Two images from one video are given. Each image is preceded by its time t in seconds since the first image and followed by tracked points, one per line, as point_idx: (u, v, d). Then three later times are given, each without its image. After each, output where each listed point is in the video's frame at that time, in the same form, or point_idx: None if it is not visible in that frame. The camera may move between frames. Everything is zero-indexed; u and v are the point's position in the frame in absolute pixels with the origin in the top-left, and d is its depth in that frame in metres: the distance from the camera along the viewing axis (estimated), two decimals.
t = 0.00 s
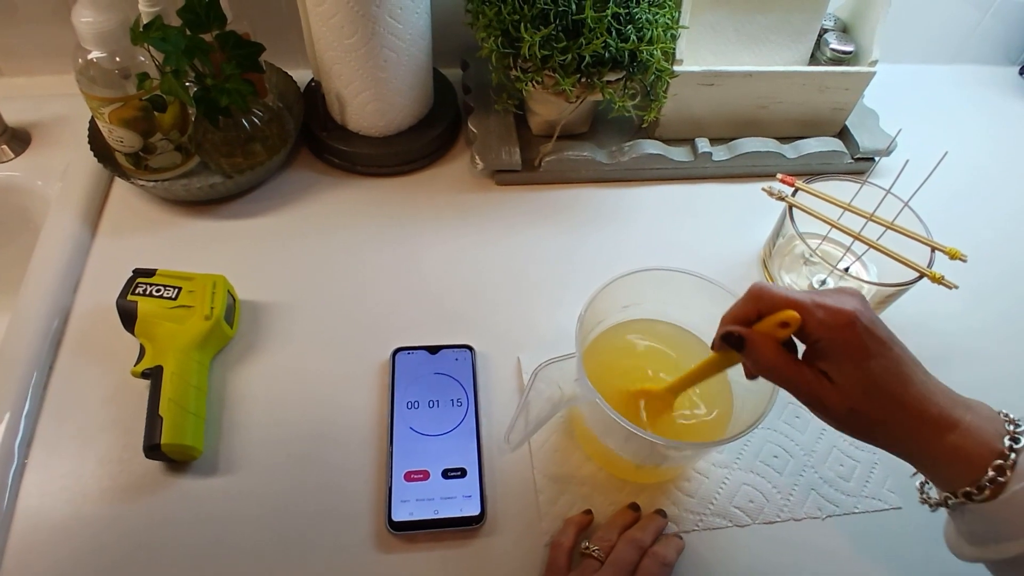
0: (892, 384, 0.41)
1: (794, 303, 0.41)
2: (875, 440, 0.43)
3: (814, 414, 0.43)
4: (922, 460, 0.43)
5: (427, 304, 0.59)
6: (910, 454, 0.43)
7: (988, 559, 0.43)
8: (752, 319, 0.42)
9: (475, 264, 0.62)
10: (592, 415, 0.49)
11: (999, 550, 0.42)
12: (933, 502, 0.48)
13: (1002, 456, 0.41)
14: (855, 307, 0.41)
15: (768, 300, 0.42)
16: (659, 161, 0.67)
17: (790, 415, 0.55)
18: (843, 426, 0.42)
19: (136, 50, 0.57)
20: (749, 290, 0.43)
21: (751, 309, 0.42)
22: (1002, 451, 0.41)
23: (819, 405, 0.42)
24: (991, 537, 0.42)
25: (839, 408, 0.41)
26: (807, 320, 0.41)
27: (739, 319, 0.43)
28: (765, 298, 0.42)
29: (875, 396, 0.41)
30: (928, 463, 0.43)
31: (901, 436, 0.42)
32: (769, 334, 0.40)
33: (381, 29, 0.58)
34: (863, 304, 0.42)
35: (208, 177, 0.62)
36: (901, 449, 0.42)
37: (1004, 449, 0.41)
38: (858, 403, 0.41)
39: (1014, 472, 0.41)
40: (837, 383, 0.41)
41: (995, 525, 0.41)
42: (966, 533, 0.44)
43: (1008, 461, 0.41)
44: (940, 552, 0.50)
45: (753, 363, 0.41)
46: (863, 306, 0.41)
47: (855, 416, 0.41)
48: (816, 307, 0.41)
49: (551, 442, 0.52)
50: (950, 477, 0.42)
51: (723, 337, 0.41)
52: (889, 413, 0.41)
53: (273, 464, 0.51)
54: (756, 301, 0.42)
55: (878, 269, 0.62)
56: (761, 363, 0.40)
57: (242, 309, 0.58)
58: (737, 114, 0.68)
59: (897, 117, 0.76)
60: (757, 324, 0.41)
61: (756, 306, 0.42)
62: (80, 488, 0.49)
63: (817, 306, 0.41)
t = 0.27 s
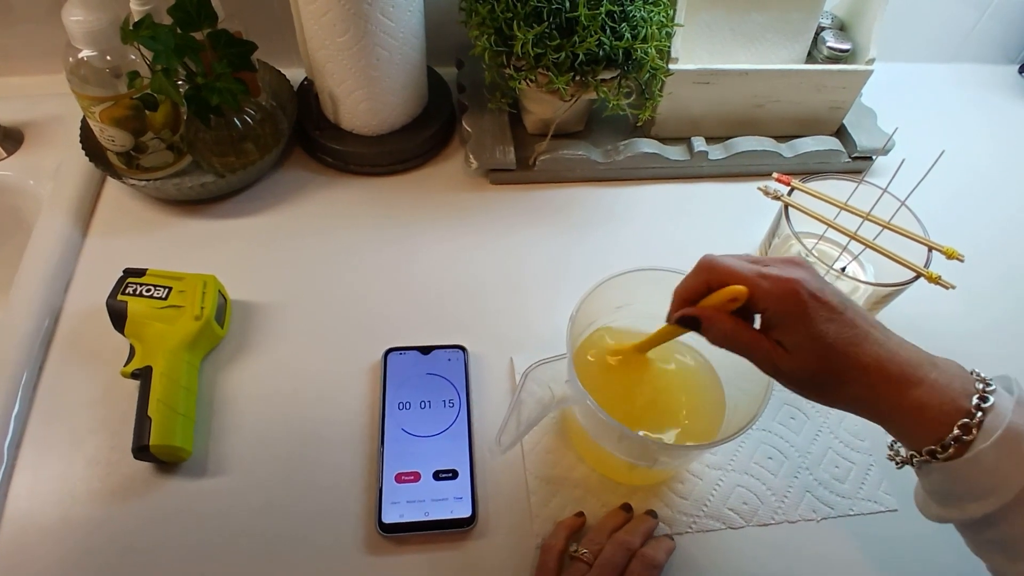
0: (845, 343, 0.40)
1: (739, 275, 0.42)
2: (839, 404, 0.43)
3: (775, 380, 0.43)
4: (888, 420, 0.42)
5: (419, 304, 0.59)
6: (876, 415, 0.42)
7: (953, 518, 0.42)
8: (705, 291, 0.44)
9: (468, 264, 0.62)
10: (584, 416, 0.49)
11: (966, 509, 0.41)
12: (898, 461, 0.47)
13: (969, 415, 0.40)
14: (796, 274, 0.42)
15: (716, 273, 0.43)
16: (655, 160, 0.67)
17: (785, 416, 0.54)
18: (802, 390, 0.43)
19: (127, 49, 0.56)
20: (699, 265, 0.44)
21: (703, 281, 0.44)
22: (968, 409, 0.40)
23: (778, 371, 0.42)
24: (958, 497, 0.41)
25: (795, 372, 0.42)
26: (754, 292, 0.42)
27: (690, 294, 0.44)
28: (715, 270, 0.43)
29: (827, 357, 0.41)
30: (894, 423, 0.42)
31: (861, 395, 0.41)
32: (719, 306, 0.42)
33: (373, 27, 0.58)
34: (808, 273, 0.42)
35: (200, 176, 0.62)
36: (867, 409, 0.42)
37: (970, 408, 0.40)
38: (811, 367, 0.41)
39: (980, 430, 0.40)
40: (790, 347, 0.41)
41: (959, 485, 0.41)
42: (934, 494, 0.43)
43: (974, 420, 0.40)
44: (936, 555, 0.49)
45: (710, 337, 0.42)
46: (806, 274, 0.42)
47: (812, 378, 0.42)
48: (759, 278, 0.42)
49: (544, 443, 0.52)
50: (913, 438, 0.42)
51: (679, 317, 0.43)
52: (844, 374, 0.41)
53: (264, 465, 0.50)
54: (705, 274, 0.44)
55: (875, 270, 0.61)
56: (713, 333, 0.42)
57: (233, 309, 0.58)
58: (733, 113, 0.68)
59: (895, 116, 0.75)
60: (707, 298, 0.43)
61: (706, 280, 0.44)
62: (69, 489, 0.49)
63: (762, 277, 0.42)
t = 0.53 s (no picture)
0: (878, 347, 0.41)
1: (739, 314, 0.41)
2: (899, 412, 0.42)
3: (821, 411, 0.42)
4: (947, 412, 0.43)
5: (415, 306, 0.59)
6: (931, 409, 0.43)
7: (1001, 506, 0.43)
8: (709, 340, 0.42)
9: (464, 265, 0.62)
10: (579, 420, 0.49)
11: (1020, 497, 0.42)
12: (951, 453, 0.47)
13: None
14: (793, 292, 0.42)
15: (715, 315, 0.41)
16: (652, 161, 0.67)
17: (781, 419, 0.54)
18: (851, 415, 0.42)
19: (122, 49, 0.56)
20: (692, 317, 0.42)
21: (704, 331, 0.42)
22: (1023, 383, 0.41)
23: (825, 400, 0.41)
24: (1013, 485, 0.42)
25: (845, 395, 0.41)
26: (766, 324, 0.41)
27: (696, 345, 0.42)
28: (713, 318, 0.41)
29: (869, 368, 0.41)
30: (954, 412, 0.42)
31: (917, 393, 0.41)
32: (743, 351, 0.40)
33: (369, 27, 0.58)
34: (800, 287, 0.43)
35: (196, 177, 0.62)
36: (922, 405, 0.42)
37: None
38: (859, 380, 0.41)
39: None
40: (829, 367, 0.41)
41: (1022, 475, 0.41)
42: (979, 480, 0.44)
43: None
44: (931, 558, 0.49)
45: (743, 389, 0.40)
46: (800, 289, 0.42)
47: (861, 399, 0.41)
48: (760, 305, 0.41)
49: (538, 446, 0.52)
50: (976, 426, 0.42)
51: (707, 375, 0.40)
52: (891, 383, 0.41)
53: (257, 467, 0.50)
54: (704, 321, 0.42)
55: (872, 272, 0.61)
56: (748, 382, 0.40)
57: (228, 310, 0.58)
58: (730, 114, 0.68)
59: (893, 117, 0.75)
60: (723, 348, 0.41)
61: (708, 328, 0.41)
62: (62, 490, 0.49)
63: (765, 304, 0.42)
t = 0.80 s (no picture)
0: (903, 223, 0.39)
1: (736, 215, 0.40)
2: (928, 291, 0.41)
3: (850, 315, 0.41)
4: (988, 278, 0.42)
5: (415, 303, 0.59)
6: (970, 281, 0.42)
7: None
8: (706, 262, 0.40)
9: (464, 263, 0.62)
10: (579, 416, 0.49)
11: None
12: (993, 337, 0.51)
13: None
14: (790, 180, 0.41)
15: (711, 238, 0.40)
16: (652, 159, 0.67)
17: (781, 417, 0.54)
18: (892, 302, 0.41)
19: (122, 47, 0.56)
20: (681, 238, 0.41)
21: (697, 252, 0.40)
22: None
23: (854, 299, 0.40)
24: None
25: (876, 283, 0.40)
26: (768, 221, 0.40)
27: (695, 266, 0.41)
28: (705, 232, 0.40)
29: (894, 249, 0.39)
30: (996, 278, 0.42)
31: (954, 265, 0.40)
32: (742, 271, 0.39)
33: (369, 25, 0.58)
34: (798, 174, 0.41)
35: (195, 175, 0.62)
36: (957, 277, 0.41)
37: None
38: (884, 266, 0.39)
39: None
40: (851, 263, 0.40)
41: None
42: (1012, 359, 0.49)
43: None
44: (933, 557, 0.49)
45: (748, 313, 0.39)
46: (798, 177, 0.41)
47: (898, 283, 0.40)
48: (760, 206, 0.40)
49: (538, 443, 0.52)
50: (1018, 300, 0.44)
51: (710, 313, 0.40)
52: (920, 259, 0.40)
53: (257, 465, 0.50)
54: (699, 246, 0.40)
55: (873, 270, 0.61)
56: (749, 305, 0.39)
57: (228, 308, 0.58)
58: (731, 112, 0.68)
59: (894, 115, 0.75)
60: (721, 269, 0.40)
61: (702, 248, 0.40)
62: (62, 489, 0.49)
63: (757, 204, 0.40)
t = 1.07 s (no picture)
0: (800, 180, 0.42)
1: (651, 181, 0.44)
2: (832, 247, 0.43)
3: (749, 265, 0.44)
4: (883, 236, 0.43)
5: (417, 303, 0.59)
6: (869, 241, 0.44)
7: (952, 331, 0.45)
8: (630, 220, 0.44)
9: (466, 263, 0.62)
10: (580, 415, 0.49)
11: (972, 317, 0.44)
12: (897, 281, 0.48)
13: (969, 207, 0.42)
14: (704, 145, 0.44)
15: (628, 194, 0.44)
16: (653, 159, 0.67)
17: (783, 418, 0.54)
18: (790, 254, 0.43)
19: (126, 48, 0.56)
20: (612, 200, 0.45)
21: (622, 212, 0.44)
22: (967, 199, 0.42)
23: (753, 251, 0.43)
24: (964, 307, 0.44)
25: (772, 236, 0.42)
26: (674, 185, 0.43)
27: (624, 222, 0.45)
28: (625, 195, 0.44)
29: (790, 206, 0.42)
30: (890, 240, 0.44)
31: (846, 224, 0.42)
32: (654, 230, 0.42)
33: (372, 26, 0.58)
34: (714, 140, 0.45)
35: (198, 174, 0.62)
36: (853, 236, 0.43)
37: (968, 198, 0.42)
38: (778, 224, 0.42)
39: (984, 215, 0.42)
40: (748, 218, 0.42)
41: (973, 293, 0.43)
42: (928, 308, 0.47)
43: (975, 209, 0.42)
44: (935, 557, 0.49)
45: (665, 267, 0.41)
46: (713, 142, 0.44)
47: (791, 237, 0.42)
48: (671, 173, 0.44)
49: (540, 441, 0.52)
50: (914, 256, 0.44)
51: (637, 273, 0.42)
52: (815, 215, 0.42)
53: (259, 464, 0.51)
54: (623, 206, 0.44)
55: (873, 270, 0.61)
56: (666, 264, 0.41)
57: (231, 308, 0.58)
58: (732, 112, 0.68)
59: (895, 115, 0.75)
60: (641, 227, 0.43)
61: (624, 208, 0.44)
62: (67, 487, 0.49)
63: (675, 168, 0.44)
